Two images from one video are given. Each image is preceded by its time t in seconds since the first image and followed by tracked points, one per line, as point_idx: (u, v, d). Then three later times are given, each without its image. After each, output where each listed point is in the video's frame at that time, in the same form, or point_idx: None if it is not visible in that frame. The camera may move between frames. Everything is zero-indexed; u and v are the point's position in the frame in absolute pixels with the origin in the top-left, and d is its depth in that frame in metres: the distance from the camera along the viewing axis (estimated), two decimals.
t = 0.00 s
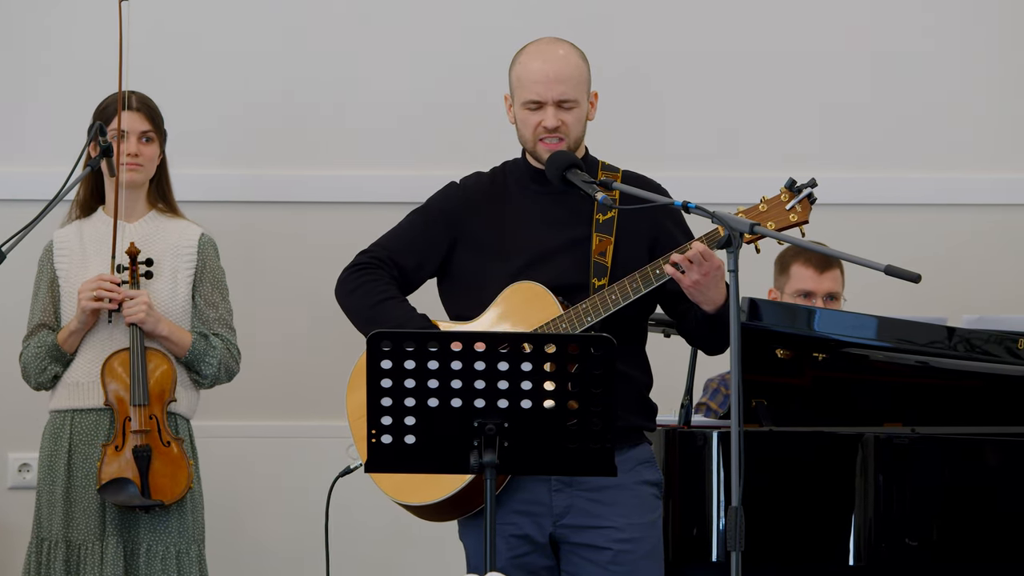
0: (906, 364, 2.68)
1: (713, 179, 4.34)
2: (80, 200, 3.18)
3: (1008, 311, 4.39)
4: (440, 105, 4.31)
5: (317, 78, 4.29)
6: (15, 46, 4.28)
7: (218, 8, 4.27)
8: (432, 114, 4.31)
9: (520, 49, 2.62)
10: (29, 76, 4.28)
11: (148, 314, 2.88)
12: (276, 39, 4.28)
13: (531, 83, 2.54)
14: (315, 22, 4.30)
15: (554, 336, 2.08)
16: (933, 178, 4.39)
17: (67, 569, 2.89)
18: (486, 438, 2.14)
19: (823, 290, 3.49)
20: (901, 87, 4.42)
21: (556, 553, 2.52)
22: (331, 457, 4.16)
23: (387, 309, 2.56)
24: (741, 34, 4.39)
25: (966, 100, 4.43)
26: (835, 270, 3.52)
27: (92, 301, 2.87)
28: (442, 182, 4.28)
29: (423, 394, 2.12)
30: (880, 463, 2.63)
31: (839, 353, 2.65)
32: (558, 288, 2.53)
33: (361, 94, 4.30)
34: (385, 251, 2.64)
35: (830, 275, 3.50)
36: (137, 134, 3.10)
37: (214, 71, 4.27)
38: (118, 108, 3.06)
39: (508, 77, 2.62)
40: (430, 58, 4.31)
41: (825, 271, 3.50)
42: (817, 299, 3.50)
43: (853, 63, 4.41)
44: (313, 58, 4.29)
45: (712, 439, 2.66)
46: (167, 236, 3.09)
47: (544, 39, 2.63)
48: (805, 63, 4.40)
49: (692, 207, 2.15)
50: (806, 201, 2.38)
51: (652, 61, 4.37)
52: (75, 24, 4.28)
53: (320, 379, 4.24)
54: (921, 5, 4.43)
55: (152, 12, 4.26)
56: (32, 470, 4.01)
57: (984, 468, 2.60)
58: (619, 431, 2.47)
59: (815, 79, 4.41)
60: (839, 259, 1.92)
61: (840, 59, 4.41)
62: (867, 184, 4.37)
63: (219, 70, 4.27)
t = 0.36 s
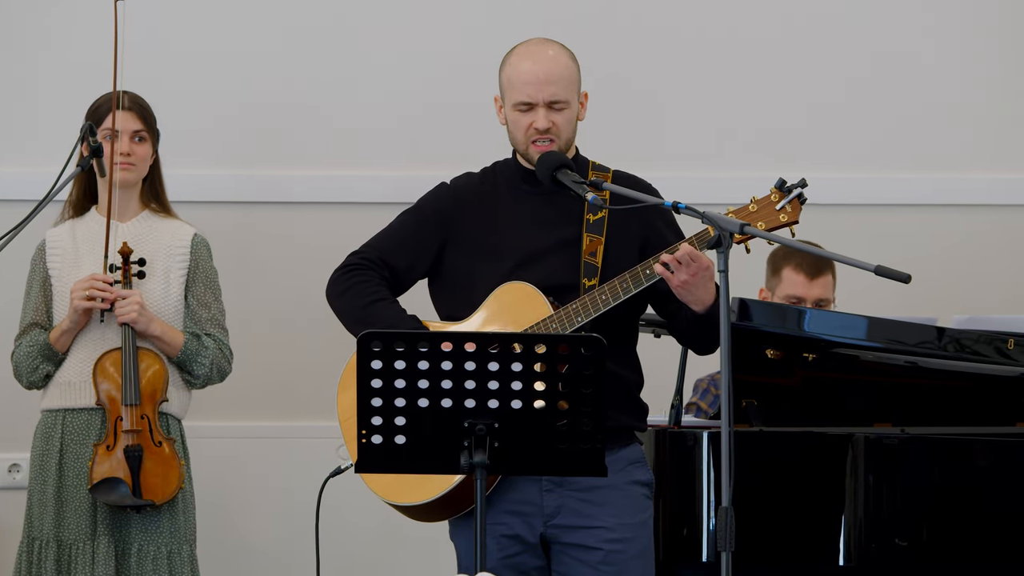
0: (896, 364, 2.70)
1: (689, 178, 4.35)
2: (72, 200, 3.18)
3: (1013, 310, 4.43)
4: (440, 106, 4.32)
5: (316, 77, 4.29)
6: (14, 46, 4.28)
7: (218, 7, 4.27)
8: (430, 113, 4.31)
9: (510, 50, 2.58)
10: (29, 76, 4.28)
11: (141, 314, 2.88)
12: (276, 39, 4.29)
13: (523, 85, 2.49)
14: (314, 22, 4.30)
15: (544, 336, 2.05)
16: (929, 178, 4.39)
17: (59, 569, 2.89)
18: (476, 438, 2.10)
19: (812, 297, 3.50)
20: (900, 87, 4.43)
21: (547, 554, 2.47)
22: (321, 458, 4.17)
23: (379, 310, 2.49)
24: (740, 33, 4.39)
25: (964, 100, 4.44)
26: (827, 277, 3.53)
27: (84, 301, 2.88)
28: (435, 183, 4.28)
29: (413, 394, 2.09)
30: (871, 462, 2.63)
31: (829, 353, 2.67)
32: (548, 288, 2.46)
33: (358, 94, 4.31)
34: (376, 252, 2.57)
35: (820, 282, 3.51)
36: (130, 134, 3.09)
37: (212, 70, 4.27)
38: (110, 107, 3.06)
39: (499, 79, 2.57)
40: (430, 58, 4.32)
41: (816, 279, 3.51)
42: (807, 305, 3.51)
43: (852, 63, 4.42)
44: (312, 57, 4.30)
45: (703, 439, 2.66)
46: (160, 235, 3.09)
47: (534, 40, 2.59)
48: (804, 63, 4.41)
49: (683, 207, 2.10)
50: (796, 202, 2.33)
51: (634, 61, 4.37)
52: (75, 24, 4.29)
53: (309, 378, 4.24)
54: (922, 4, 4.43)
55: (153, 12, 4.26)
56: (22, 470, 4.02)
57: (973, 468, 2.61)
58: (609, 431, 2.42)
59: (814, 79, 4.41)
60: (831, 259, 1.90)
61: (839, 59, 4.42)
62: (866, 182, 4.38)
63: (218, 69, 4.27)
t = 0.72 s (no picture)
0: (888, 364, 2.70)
1: (690, 178, 4.35)
2: (65, 200, 3.18)
3: (1011, 310, 4.43)
4: (440, 106, 4.32)
5: (316, 77, 4.30)
6: (15, 46, 4.28)
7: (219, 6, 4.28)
8: (428, 112, 4.32)
9: (503, 50, 2.53)
10: (28, 76, 4.28)
11: (134, 314, 2.88)
12: (275, 39, 4.29)
13: (514, 84, 2.44)
14: (315, 21, 4.30)
15: (536, 337, 2.05)
16: (918, 178, 4.41)
17: (51, 569, 2.89)
18: (469, 438, 2.09)
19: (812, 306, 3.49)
20: (897, 88, 4.45)
21: (540, 554, 2.46)
22: (314, 458, 4.17)
23: (371, 311, 2.45)
24: (738, 34, 4.40)
25: (959, 101, 4.46)
26: (826, 286, 3.52)
27: (77, 301, 2.88)
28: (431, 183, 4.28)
29: (406, 394, 2.08)
30: (863, 463, 2.63)
31: (822, 353, 2.67)
32: (541, 288, 2.42)
33: (356, 94, 4.31)
34: (369, 252, 2.53)
35: (820, 291, 3.50)
36: (122, 133, 3.09)
37: (222, 71, 4.27)
38: (103, 106, 3.06)
39: (491, 78, 2.53)
40: (428, 59, 4.33)
41: (816, 288, 3.50)
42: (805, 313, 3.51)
43: (849, 64, 4.43)
44: (311, 57, 4.30)
45: (695, 439, 2.66)
46: (153, 236, 3.08)
47: (527, 41, 2.55)
48: (801, 63, 4.42)
49: (675, 207, 2.08)
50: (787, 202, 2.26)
51: (627, 60, 4.37)
52: (75, 25, 4.28)
53: (302, 378, 4.24)
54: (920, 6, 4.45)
55: (154, 12, 4.26)
56: (14, 470, 4.02)
57: (964, 468, 2.61)
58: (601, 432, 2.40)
59: (811, 80, 4.43)
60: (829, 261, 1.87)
61: (836, 59, 4.43)
62: (863, 182, 4.39)
63: (218, 69, 4.27)
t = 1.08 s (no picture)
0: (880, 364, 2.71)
1: (679, 178, 4.36)
2: (57, 200, 3.18)
3: (1008, 310, 4.45)
4: (439, 106, 4.33)
5: (316, 77, 4.30)
6: (15, 46, 4.27)
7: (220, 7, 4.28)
8: (426, 112, 4.32)
9: (495, 49, 2.50)
10: (28, 76, 4.27)
11: (128, 315, 2.88)
12: (275, 40, 4.29)
13: (507, 83, 2.41)
14: (315, 21, 4.31)
15: (530, 336, 2.01)
16: (915, 178, 4.41)
17: (45, 569, 2.88)
18: (461, 438, 2.06)
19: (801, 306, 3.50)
20: (897, 88, 4.45)
21: (531, 554, 2.39)
22: (306, 458, 4.17)
23: (363, 311, 2.44)
24: (737, 34, 4.40)
25: (959, 101, 4.46)
26: (816, 286, 3.52)
27: (71, 301, 2.87)
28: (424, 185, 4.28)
29: (399, 394, 2.04)
30: (855, 463, 2.63)
31: (814, 353, 2.67)
32: (533, 288, 2.40)
33: (355, 94, 4.32)
34: (360, 252, 2.52)
35: (810, 291, 3.51)
36: (116, 134, 3.09)
37: (224, 71, 4.28)
38: (97, 107, 3.06)
39: (484, 76, 2.49)
40: (427, 59, 4.33)
41: (806, 288, 3.50)
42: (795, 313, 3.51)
43: (848, 64, 4.44)
44: (309, 58, 4.30)
45: (688, 439, 2.67)
46: (146, 236, 3.08)
47: (520, 39, 2.51)
48: (800, 63, 4.43)
49: (667, 207, 2.05)
50: (781, 203, 2.22)
51: (625, 60, 4.38)
52: (76, 26, 4.29)
53: (298, 379, 4.25)
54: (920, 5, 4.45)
55: (154, 12, 4.26)
56: (6, 469, 4.02)
57: (957, 468, 2.61)
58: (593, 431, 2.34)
59: (810, 80, 4.43)
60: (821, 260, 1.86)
61: (835, 59, 4.44)
62: (862, 182, 4.39)
63: (218, 69, 4.28)
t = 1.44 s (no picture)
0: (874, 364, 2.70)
1: (677, 178, 4.36)
2: (51, 200, 3.18)
3: (1008, 310, 4.44)
4: (439, 107, 4.33)
5: (316, 78, 4.31)
6: (16, 47, 4.28)
7: (220, 7, 4.29)
8: (424, 112, 4.33)
9: (489, 48, 2.49)
10: (29, 77, 4.28)
11: (124, 315, 2.88)
12: (274, 40, 4.30)
13: (501, 82, 2.40)
14: (316, 22, 4.31)
15: (523, 336, 1.96)
16: (916, 178, 4.41)
17: (40, 569, 2.88)
18: (456, 438, 2.00)
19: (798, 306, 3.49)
20: (898, 88, 4.45)
21: (525, 553, 2.35)
22: (302, 458, 4.18)
23: (357, 311, 2.44)
24: (736, 34, 4.40)
25: (961, 102, 4.46)
26: (812, 287, 3.52)
27: (67, 301, 2.88)
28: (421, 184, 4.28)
29: (392, 394, 1.99)
30: (850, 463, 2.63)
31: (809, 353, 2.66)
32: (526, 288, 2.40)
33: (353, 94, 4.32)
34: (355, 253, 2.52)
35: (806, 291, 3.51)
36: (112, 134, 3.10)
37: (225, 72, 4.29)
38: (93, 108, 3.06)
39: (478, 75, 2.49)
40: (426, 60, 4.33)
41: (802, 288, 3.50)
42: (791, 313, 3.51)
43: (847, 64, 4.44)
44: (309, 58, 4.31)
45: (682, 439, 2.66)
46: (141, 236, 3.09)
47: (514, 39, 2.50)
48: (799, 64, 4.43)
49: (661, 208, 2.01)
50: (775, 202, 2.20)
51: (623, 60, 4.38)
52: (77, 27, 4.30)
53: (295, 379, 4.25)
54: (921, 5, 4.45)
55: (154, 12, 4.26)
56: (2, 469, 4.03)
57: (952, 467, 2.61)
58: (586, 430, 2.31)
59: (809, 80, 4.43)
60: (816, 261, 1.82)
61: (834, 60, 4.44)
62: (862, 182, 4.40)
63: (218, 69, 4.28)
